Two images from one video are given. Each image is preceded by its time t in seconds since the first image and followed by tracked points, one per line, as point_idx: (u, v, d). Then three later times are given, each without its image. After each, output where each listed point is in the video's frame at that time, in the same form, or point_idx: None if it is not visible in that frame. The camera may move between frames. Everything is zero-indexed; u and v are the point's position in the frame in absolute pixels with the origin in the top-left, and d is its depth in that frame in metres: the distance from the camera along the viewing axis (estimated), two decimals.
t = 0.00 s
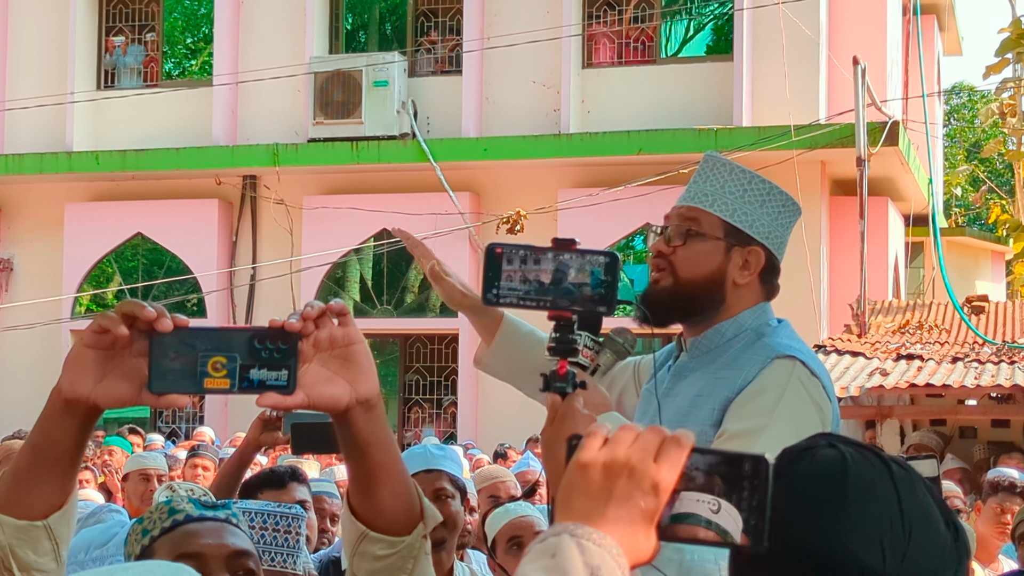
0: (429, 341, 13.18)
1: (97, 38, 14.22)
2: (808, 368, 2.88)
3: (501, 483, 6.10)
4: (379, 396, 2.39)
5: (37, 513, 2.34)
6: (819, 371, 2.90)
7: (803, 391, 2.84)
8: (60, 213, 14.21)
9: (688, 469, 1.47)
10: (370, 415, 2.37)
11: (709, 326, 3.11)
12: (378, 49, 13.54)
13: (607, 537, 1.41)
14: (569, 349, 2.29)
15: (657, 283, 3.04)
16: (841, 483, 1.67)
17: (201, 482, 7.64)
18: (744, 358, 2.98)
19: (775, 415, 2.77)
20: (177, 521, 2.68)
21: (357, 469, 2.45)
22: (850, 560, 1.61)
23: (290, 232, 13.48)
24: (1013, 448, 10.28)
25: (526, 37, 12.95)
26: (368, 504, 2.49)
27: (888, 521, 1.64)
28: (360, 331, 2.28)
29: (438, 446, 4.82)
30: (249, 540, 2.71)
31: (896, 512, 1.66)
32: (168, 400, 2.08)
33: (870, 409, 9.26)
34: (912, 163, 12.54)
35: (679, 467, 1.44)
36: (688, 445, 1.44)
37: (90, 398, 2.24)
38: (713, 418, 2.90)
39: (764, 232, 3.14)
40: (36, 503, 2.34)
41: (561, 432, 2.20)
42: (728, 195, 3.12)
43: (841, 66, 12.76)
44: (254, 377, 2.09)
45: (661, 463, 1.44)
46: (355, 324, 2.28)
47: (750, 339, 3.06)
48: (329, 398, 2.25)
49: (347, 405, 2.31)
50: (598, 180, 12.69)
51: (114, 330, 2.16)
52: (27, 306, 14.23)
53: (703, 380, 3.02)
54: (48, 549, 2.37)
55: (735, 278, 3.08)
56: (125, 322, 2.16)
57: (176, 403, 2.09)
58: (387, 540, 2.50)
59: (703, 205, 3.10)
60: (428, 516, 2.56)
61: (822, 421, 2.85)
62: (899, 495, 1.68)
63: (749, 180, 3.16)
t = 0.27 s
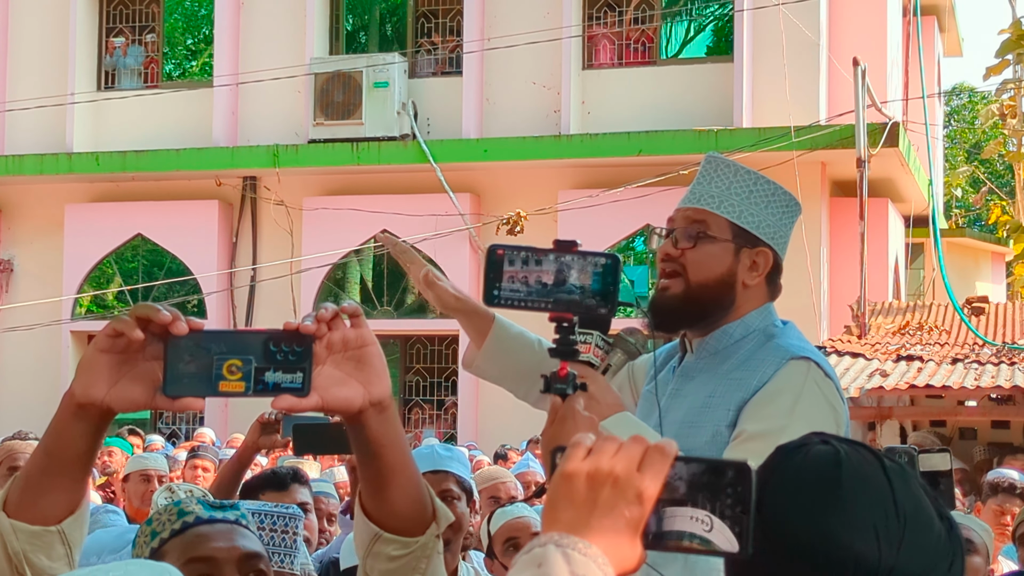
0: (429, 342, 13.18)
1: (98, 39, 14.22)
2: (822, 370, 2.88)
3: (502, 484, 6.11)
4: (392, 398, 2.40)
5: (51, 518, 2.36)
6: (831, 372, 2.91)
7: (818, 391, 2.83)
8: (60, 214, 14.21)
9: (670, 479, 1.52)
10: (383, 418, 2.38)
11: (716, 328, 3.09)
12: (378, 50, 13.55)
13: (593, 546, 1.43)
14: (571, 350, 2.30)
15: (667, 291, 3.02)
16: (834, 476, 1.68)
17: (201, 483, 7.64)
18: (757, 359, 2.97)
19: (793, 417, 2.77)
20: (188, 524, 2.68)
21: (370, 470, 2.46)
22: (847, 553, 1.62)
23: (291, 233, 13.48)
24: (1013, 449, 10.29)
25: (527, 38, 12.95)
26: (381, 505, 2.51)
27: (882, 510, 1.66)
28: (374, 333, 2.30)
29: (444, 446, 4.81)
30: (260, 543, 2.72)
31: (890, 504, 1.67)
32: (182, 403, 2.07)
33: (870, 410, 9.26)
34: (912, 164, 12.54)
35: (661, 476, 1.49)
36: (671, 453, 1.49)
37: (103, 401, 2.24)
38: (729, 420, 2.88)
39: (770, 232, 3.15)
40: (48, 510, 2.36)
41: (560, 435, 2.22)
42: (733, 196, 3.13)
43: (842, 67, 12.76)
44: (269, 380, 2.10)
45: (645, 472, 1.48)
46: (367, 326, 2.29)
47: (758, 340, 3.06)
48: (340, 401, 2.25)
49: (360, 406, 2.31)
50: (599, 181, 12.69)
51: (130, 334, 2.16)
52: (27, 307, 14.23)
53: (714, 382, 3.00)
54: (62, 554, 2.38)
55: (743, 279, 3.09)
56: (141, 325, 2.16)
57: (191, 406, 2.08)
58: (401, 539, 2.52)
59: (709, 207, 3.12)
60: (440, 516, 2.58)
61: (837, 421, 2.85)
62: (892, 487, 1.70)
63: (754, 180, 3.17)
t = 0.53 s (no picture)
0: (429, 342, 13.17)
1: (97, 39, 14.22)
2: (832, 371, 2.88)
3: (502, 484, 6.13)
4: (401, 399, 2.41)
5: (60, 519, 2.36)
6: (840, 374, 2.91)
7: (827, 392, 2.83)
8: (60, 214, 14.20)
9: (671, 479, 1.52)
10: (392, 418, 2.39)
11: (719, 328, 3.11)
12: (378, 50, 13.54)
13: (592, 547, 1.43)
14: (573, 352, 2.32)
15: (671, 281, 3.02)
16: (831, 480, 1.69)
17: (201, 483, 7.63)
18: (764, 359, 2.97)
19: (804, 418, 2.76)
20: (192, 524, 2.67)
21: (378, 471, 2.47)
22: (842, 557, 1.63)
23: (291, 234, 13.47)
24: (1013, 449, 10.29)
25: (526, 38, 12.95)
26: (389, 506, 2.51)
27: (879, 515, 1.66)
28: (383, 335, 2.31)
29: (450, 445, 4.79)
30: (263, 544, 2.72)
31: (887, 507, 1.67)
32: (193, 402, 2.08)
33: (870, 411, 9.25)
34: (912, 165, 12.53)
35: (660, 479, 1.48)
36: (670, 456, 1.48)
37: (114, 401, 2.24)
38: (738, 419, 2.87)
39: (771, 230, 3.15)
40: (58, 510, 2.35)
41: (562, 437, 2.23)
42: (735, 195, 3.12)
43: (842, 67, 12.76)
44: (280, 380, 2.09)
45: (645, 474, 1.48)
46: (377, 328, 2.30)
47: (763, 341, 3.07)
48: (345, 401, 2.25)
49: (370, 407, 2.32)
50: (599, 181, 12.69)
51: (143, 332, 2.17)
52: (27, 307, 14.22)
53: (721, 383, 3.00)
54: (71, 555, 2.37)
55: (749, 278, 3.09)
56: (153, 324, 2.17)
57: (203, 405, 2.10)
58: (409, 540, 2.52)
59: (711, 207, 3.10)
60: (448, 516, 2.57)
61: (846, 422, 2.84)
62: (889, 488, 1.70)
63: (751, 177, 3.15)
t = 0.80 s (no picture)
0: (430, 342, 13.18)
1: (98, 40, 14.22)
2: (834, 370, 2.89)
3: (501, 484, 6.14)
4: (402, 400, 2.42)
5: (58, 516, 2.36)
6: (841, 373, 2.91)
7: (830, 391, 2.83)
8: (60, 215, 14.20)
9: (664, 481, 1.52)
10: (393, 419, 2.40)
11: (717, 329, 3.11)
12: (378, 51, 13.54)
13: (585, 549, 1.43)
14: (575, 353, 2.33)
15: (670, 288, 3.01)
16: (831, 484, 1.69)
17: (201, 484, 7.63)
18: (766, 360, 2.97)
19: (808, 418, 2.76)
20: (179, 522, 2.69)
21: (377, 470, 2.47)
22: (839, 561, 1.64)
23: (291, 234, 13.47)
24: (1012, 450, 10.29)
25: (526, 39, 12.94)
26: (386, 506, 2.51)
27: (879, 518, 1.67)
28: (386, 335, 2.31)
29: (449, 446, 4.81)
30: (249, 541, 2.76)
31: (887, 511, 1.68)
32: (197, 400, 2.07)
33: (870, 411, 9.25)
34: (912, 165, 12.53)
35: (652, 480, 1.48)
36: (662, 457, 1.49)
37: (116, 396, 2.25)
38: (743, 420, 2.86)
39: (763, 228, 3.16)
40: (57, 507, 2.36)
41: (563, 437, 2.26)
42: (727, 196, 3.13)
43: (841, 67, 12.76)
44: (284, 379, 2.09)
45: (636, 475, 1.48)
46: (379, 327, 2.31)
47: (762, 343, 3.07)
48: (342, 399, 2.23)
49: (372, 408, 2.33)
50: (599, 182, 12.69)
51: (152, 327, 2.16)
52: (27, 308, 14.23)
53: (723, 383, 3.00)
54: (67, 551, 2.37)
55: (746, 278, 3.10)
56: (159, 320, 2.17)
57: (207, 402, 2.08)
58: (406, 540, 2.53)
59: (705, 209, 3.10)
60: (443, 517, 2.59)
61: (849, 421, 2.85)
62: (890, 493, 1.70)
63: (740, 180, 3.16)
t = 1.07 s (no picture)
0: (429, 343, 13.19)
1: (98, 41, 14.22)
2: (838, 371, 2.89)
3: (500, 485, 6.17)
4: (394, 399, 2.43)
5: (48, 512, 2.34)
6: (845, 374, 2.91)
7: (836, 392, 2.84)
8: (60, 215, 14.20)
9: (662, 481, 1.52)
10: (385, 419, 2.41)
11: (718, 329, 3.12)
12: (378, 51, 13.54)
13: (582, 550, 1.43)
14: (574, 354, 2.31)
15: (675, 288, 3.02)
16: (829, 486, 1.69)
17: (200, 484, 7.63)
18: (769, 361, 2.97)
19: (816, 419, 2.77)
20: (159, 520, 2.63)
21: (366, 469, 2.48)
22: (836, 566, 1.65)
23: (290, 235, 13.48)
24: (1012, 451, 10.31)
25: (526, 39, 12.94)
26: (374, 504, 2.53)
27: (877, 522, 1.67)
28: (379, 334, 2.32)
29: (442, 446, 4.80)
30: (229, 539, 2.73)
31: (885, 515, 1.69)
32: (196, 396, 2.06)
33: (869, 412, 9.25)
34: (912, 166, 12.53)
35: (650, 481, 1.48)
36: (660, 459, 1.48)
37: (111, 391, 2.24)
38: (749, 420, 2.85)
39: (767, 230, 3.17)
40: (45, 503, 2.33)
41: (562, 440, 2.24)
42: (734, 197, 3.13)
43: (841, 68, 12.77)
44: (281, 376, 2.10)
45: (634, 477, 1.48)
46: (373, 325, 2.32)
47: (763, 344, 3.08)
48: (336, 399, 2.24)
49: (366, 407, 2.33)
50: (599, 183, 12.69)
51: (151, 321, 2.17)
52: (27, 308, 14.23)
53: (727, 383, 2.99)
54: (57, 549, 2.35)
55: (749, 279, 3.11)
56: (158, 314, 2.18)
57: (205, 398, 2.08)
58: (393, 539, 2.55)
59: (712, 209, 3.10)
60: (428, 516, 2.60)
61: (855, 421, 2.86)
62: (888, 495, 1.71)
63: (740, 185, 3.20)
